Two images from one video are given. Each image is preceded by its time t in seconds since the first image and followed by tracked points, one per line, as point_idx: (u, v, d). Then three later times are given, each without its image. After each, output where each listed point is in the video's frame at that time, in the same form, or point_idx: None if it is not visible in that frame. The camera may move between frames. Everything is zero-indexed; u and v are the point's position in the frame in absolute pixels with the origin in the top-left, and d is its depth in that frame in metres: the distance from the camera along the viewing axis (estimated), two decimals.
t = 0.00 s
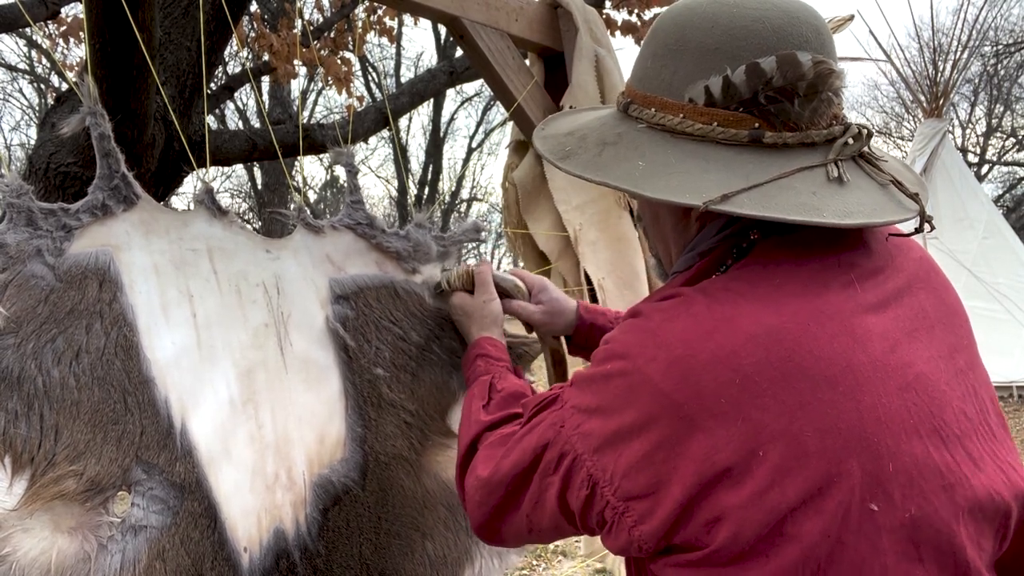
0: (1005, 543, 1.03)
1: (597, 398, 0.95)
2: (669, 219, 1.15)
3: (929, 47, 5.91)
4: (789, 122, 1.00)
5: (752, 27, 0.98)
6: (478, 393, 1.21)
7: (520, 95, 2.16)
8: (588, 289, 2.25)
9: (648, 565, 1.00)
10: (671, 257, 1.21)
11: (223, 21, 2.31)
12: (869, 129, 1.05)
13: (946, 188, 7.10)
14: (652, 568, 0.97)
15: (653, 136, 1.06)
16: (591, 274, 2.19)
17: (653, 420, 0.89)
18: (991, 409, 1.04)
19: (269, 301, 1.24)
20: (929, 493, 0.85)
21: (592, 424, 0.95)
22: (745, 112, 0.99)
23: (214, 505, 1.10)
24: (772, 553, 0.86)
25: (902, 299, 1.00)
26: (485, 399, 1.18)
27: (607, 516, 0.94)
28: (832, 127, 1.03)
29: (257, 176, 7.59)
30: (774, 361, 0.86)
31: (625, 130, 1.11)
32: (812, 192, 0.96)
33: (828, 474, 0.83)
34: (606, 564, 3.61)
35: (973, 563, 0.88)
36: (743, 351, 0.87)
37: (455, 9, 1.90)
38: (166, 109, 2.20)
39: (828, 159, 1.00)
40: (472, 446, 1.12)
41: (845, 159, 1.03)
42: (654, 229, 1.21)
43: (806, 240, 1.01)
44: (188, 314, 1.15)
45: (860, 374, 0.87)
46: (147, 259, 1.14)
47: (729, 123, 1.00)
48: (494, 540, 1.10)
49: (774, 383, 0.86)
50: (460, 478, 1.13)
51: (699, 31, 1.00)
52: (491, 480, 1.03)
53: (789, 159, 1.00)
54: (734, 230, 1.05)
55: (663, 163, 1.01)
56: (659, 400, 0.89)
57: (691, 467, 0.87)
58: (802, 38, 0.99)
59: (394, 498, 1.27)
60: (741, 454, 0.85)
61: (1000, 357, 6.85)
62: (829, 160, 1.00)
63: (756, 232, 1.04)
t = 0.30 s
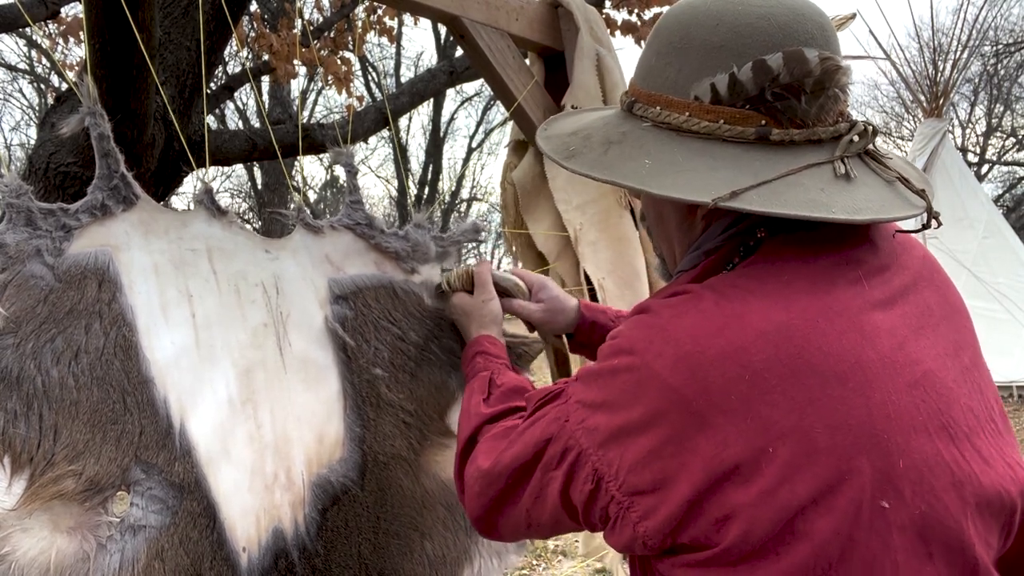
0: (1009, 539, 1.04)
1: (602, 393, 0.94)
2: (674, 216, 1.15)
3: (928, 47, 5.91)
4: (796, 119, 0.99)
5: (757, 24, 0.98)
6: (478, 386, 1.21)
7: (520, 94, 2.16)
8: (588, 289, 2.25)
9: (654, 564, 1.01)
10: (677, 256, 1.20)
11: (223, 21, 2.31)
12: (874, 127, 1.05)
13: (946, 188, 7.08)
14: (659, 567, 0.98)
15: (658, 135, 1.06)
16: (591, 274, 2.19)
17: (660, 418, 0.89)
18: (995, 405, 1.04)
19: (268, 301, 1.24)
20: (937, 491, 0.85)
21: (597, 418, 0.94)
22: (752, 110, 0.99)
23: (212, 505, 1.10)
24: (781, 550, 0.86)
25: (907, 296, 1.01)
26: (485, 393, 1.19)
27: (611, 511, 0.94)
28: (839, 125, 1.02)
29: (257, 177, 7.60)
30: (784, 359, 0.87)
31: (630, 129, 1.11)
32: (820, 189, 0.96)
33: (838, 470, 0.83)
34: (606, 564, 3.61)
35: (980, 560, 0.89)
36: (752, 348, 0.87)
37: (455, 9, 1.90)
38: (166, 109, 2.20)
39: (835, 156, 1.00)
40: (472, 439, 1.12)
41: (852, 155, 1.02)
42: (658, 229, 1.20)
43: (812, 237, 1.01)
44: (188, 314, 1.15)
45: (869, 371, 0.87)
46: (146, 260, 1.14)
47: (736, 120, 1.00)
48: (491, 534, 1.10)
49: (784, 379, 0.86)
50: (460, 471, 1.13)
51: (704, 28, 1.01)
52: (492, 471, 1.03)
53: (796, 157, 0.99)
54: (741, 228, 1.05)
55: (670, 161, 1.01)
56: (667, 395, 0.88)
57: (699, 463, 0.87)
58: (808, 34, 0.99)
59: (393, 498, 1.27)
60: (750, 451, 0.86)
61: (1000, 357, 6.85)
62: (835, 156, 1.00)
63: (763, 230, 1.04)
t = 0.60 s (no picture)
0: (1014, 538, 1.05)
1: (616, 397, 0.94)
2: (679, 216, 1.14)
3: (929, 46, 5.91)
4: (802, 118, 1.00)
5: (763, 23, 0.98)
6: (478, 389, 1.21)
7: (520, 94, 2.16)
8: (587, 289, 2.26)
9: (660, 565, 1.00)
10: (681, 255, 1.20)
11: (223, 21, 2.31)
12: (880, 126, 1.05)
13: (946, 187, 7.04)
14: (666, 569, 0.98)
15: (663, 135, 1.06)
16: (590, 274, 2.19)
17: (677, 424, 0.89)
18: (999, 404, 1.04)
19: (268, 301, 1.24)
20: (947, 492, 0.86)
21: (604, 422, 0.94)
22: (758, 109, 0.99)
23: (212, 505, 1.10)
24: (792, 554, 0.86)
25: (914, 297, 1.01)
26: (486, 395, 1.19)
27: (617, 514, 0.94)
28: (845, 123, 1.03)
29: (257, 177, 7.60)
30: (794, 359, 0.87)
31: (634, 130, 1.11)
32: (827, 188, 0.96)
33: (848, 473, 0.83)
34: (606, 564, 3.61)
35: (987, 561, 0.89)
36: (763, 350, 0.87)
37: (454, 9, 1.90)
38: (166, 109, 2.21)
39: (841, 156, 1.00)
40: (474, 441, 1.13)
41: (857, 155, 1.03)
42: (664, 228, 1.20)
43: (819, 238, 1.01)
44: (188, 314, 1.15)
45: (880, 373, 0.87)
46: (146, 259, 1.14)
47: (742, 120, 1.00)
48: (492, 536, 1.10)
49: (796, 382, 0.86)
50: (461, 474, 1.13)
51: (709, 27, 1.00)
52: (495, 473, 1.03)
53: (802, 156, 0.99)
54: (747, 228, 1.05)
55: (676, 161, 1.01)
56: (677, 398, 0.88)
57: (709, 465, 0.87)
58: (814, 34, 0.99)
59: (393, 497, 1.27)
60: (761, 454, 0.85)
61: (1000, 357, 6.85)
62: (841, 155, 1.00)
63: (770, 230, 1.04)
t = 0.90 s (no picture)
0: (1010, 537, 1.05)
1: (677, 423, 0.79)
2: (697, 206, 1.10)
3: (929, 46, 5.91)
4: (824, 110, 0.99)
5: (792, 15, 0.98)
6: (523, 503, 0.98)
7: (522, 93, 2.15)
8: (590, 287, 2.27)
9: None
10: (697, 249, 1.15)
11: (223, 21, 2.30)
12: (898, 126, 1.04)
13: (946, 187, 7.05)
14: None
15: (686, 120, 1.05)
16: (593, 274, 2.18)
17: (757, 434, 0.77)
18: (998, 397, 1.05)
19: (270, 300, 1.24)
20: (980, 483, 0.86)
21: (688, 481, 0.77)
22: (781, 99, 0.98)
23: (214, 505, 1.09)
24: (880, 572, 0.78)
25: (938, 292, 0.99)
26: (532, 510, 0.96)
27: None
28: (864, 121, 1.02)
29: (257, 179, 7.59)
30: (858, 353, 0.82)
31: (659, 113, 1.10)
32: (846, 179, 0.95)
33: (916, 469, 0.80)
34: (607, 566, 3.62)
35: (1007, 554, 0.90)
36: (832, 342, 0.82)
37: (455, 9, 1.89)
38: (166, 109, 2.20)
39: (859, 151, 0.99)
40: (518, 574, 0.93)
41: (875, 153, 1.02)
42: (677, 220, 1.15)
43: (840, 232, 0.99)
44: (190, 313, 1.15)
45: (930, 364, 0.84)
46: (147, 259, 1.14)
47: (764, 108, 0.99)
48: None
49: (863, 379, 0.80)
50: None
51: (736, 17, 1.00)
52: None
53: (820, 148, 0.98)
54: (771, 222, 1.01)
55: (696, 144, 1.01)
56: (762, 407, 0.78)
57: (804, 486, 0.76)
58: (839, 27, 0.99)
59: (397, 498, 1.26)
60: (849, 464, 0.77)
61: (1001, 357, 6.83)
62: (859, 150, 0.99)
63: (793, 224, 1.00)
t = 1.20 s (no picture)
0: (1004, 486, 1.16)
1: (899, 448, 0.68)
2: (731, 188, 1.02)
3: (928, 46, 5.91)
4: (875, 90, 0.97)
5: None
6: None
7: (521, 93, 2.15)
8: (588, 288, 2.25)
9: None
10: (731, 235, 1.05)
11: (223, 21, 2.31)
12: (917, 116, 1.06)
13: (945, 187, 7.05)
14: None
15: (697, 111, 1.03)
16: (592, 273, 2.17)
17: (949, 416, 0.72)
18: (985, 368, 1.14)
19: (270, 300, 1.24)
20: None
21: (939, 484, 0.67)
22: (841, 75, 0.95)
23: (214, 505, 1.10)
24: None
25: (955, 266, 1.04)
26: None
27: None
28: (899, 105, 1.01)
29: (257, 178, 7.60)
30: (964, 313, 0.83)
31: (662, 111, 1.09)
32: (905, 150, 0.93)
33: None
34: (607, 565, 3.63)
35: None
36: (946, 307, 0.82)
37: (455, 9, 1.90)
38: (166, 109, 2.20)
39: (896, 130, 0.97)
40: None
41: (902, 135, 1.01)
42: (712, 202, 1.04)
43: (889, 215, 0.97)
44: (190, 313, 1.15)
45: (998, 320, 0.89)
46: (147, 259, 1.14)
47: (827, 83, 0.94)
48: None
49: (979, 336, 0.82)
50: None
51: None
52: None
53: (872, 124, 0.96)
54: (822, 208, 0.97)
55: (754, 111, 0.93)
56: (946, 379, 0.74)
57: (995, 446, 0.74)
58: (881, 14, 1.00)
59: (397, 498, 1.25)
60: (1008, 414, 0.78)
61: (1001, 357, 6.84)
62: (892, 130, 0.99)
63: (844, 211, 0.97)
